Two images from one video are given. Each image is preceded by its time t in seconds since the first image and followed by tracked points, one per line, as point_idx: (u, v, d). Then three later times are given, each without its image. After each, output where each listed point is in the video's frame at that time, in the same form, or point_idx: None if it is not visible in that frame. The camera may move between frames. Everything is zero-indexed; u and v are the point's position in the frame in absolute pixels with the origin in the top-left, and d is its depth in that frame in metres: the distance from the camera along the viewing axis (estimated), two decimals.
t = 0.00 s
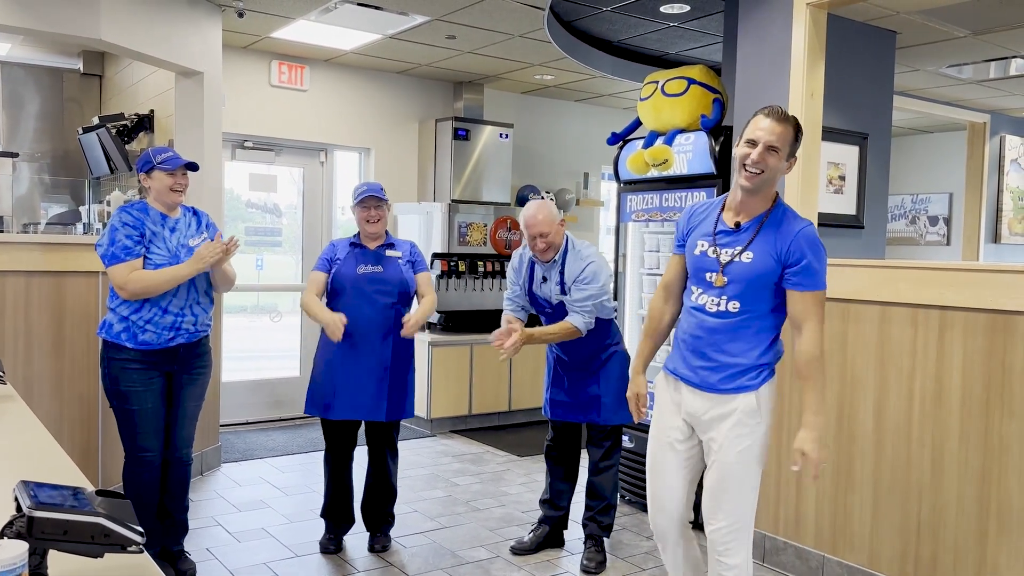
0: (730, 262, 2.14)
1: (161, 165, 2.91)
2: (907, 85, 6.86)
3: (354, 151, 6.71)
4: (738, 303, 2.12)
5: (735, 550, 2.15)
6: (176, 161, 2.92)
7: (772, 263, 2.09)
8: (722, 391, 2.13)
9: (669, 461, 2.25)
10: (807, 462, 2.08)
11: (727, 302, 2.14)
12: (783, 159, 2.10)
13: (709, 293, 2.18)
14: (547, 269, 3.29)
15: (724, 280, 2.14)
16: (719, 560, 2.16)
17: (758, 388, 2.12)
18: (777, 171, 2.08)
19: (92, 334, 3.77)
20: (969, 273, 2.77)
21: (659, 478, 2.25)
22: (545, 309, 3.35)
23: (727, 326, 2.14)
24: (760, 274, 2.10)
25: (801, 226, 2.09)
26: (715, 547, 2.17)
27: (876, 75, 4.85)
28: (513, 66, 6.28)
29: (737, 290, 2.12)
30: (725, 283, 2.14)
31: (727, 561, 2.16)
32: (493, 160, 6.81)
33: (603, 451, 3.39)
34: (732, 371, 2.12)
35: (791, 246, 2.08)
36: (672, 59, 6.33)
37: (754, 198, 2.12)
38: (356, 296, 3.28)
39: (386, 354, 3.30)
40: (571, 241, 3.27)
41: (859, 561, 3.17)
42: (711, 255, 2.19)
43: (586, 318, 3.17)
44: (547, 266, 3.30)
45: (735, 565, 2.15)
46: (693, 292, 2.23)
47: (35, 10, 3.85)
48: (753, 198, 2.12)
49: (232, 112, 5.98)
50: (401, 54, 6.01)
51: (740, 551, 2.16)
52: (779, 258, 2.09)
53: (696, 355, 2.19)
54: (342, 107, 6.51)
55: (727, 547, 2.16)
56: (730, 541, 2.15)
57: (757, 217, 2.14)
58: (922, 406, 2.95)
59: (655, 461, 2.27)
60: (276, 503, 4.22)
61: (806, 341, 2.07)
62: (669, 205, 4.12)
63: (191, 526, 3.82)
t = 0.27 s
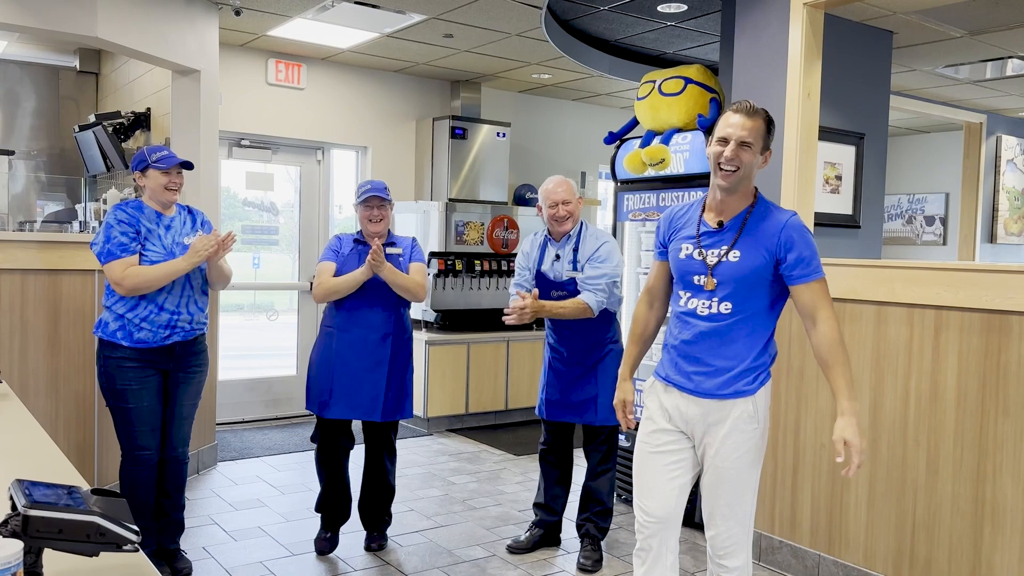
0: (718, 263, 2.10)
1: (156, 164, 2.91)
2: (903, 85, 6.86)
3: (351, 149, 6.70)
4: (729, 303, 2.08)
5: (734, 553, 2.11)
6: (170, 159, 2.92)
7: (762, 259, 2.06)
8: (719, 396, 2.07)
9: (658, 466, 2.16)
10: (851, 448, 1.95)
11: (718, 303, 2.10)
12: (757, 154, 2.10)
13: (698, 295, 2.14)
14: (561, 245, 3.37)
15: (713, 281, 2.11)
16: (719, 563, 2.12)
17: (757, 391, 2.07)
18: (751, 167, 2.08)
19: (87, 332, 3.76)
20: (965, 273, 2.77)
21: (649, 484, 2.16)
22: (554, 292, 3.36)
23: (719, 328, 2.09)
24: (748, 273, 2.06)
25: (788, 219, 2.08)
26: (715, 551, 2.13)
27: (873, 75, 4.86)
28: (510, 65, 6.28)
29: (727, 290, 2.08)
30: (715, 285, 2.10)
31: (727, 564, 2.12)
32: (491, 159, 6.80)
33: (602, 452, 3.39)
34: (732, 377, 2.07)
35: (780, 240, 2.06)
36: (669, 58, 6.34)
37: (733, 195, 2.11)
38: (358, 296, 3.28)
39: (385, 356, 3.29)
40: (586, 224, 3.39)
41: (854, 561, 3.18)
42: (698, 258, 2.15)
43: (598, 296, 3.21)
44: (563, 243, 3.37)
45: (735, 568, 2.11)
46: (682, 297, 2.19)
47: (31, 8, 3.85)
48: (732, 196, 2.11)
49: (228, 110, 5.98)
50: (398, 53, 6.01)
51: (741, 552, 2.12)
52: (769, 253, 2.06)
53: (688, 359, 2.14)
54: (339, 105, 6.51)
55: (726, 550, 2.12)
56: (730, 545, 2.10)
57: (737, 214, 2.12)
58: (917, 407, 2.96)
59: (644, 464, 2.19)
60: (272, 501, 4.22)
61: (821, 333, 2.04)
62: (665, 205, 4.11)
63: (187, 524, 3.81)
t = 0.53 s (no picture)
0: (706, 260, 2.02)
1: (152, 162, 2.90)
2: (899, 85, 6.88)
3: (347, 147, 6.69)
4: (721, 299, 1.98)
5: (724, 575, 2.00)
6: (167, 157, 2.91)
7: (749, 245, 1.97)
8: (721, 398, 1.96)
9: (657, 476, 2.06)
10: (716, 430, 1.81)
11: (710, 301, 2.00)
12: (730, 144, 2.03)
13: (689, 296, 2.04)
14: (575, 231, 3.40)
15: (703, 279, 2.01)
16: None
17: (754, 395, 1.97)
18: (725, 157, 2.02)
19: (83, 330, 3.75)
20: (960, 273, 2.78)
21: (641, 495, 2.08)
22: (564, 275, 3.33)
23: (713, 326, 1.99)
24: (737, 264, 1.97)
25: (771, 206, 1.99)
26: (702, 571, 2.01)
27: (869, 75, 4.86)
28: (507, 63, 6.28)
29: (718, 286, 1.99)
30: (704, 282, 2.01)
31: None
32: (487, 157, 6.80)
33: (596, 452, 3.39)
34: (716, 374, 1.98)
35: (765, 225, 1.96)
36: (666, 57, 6.34)
37: (712, 189, 2.04)
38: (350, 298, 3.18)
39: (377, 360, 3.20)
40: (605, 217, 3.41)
41: (849, 560, 3.18)
42: (685, 256, 2.06)
43: (612, 284, 3.21)
44: (578, 228, 3.39)
45: None
46: (673, 301, 2.09)
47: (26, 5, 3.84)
48: (711, 189, 2.04)
49: (225, 108, 5.97)
50: (395, 51, 6.00)
51: None
52: (754, 241, 1.96)
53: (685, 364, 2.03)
54: (336, 103, 6.50)
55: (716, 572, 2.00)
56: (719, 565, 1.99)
57: (722, 209, 2.05)
58: (913, 407, 2.96)
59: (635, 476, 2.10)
60: (268, 499, 4.22)
61: (765, 320, 1.89)
62: (662, 204, 4.14)
63: (183, 522, 3.81)
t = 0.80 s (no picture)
0: (710, 259, 2.01)
1: (151, 160, 2.89)
2: (896, 84, 6.89)
3: (345, 145, 6.69)
4: (726, 298, 1.97)
5: None
6: (166, 155, 2.91)
7: (752, 243, 1.95)
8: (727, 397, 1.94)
9: (664, 479, 2.07)
10: (654, 374, 1.85)
11: (715, 299, 2.00)
12: (727, 142, 2.04)
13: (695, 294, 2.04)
14: (575, 228, 3.42)
15: (708, 278, 2.01)
16: None
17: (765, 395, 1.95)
18: (720, 153, 2.02)
19: (79, 329, 3.75)
20: (956, 272, 2.79)
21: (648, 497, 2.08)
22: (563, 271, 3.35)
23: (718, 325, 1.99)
24: (740, 262, 1.96)
25: (773, 202, 1.97)
26: None
27: (866, 74, 4.87)
28: (504, 61, 6.28)
29: (722, 285, 1.98)
30: (708, 281, 2.01)
31: None
32: (485, 155, 6.79)
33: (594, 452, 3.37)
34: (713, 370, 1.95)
35: (765, 220, 1.94)
36: (664, 56, 6.34)
37: (710, 186, 2.05)
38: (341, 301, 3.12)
39: (366, 363, 3.16)
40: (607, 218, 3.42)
41: (846, 558, 3.19)
42: (690, 255, 2.06)
43: (612, 283, 3.21)
44: (579, 227, 3.40)
45: None
46: (680, 300, 2.09)
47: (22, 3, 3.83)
48: (709, 187, 2.06)
49: (222, 106, 5.96)
50: (392, 49, 6.00)
51: None
52: (754, 236, 1.95)
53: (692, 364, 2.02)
54: (333, 101, 6.49)
55: None
56: None
57: (727, 208, 2.05)
58: (909, 405, 2.97)
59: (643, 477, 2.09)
60: (265, 498, 4.22)
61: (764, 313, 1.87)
62: (659, 202, 4.13)
63: (180, 521, 3.80)
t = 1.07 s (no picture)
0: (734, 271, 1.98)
1: (151, 158, 2.88)
2: (893, 83, 6.90)
3: (342, 144, 6.68)
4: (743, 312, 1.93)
5: None
6: (166, 153, 2.89)
7: (770, 260, 1.89)
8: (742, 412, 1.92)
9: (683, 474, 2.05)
10: (738, 462, 1.80)
11: (734, 314, 1.96)
12: (765, 152, 1.98)
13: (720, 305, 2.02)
14: (559, 228, 3.41)
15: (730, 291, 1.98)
16: None
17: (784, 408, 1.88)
18: (751, 162, 1.98)
19: (76, 327, 3.74)
20: (952, 271, 2.80)
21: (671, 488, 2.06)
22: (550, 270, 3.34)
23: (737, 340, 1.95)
24: (758, 278, 1.90)
25: (794, 215, 1.90)
26: None
27: (863, 74, 4.87)
28: (502, 60, 6.28)
29: (740, 299, 1.94)
30: (730, 294, 1.98)
31: None
32: (482, 154, 6.79)
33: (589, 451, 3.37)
34: (736, 387, 1.94)
35: (783, 235, 1.87)
36: (661, 55, 6.34)
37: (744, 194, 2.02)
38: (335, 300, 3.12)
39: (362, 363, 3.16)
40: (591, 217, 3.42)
41: (842, 557, 3.20)
42: (722, 266, 2.04)
43: (601, 282, 3.23)
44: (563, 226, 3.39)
45: None
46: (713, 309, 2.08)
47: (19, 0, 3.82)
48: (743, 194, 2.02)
49: (219, 104, 5.95)
50: (389, 47, 5.99)
51: None
52: (772, 251, 1.89)
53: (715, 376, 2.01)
54: (330, 99, 6.48)
55: None
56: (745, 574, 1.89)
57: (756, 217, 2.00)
58: (906, 405, 2.97)
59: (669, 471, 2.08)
60: (262, 496, 4.21)
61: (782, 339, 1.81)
62: (656, 201, 4.12)
63: (176, 519, 3.80)
